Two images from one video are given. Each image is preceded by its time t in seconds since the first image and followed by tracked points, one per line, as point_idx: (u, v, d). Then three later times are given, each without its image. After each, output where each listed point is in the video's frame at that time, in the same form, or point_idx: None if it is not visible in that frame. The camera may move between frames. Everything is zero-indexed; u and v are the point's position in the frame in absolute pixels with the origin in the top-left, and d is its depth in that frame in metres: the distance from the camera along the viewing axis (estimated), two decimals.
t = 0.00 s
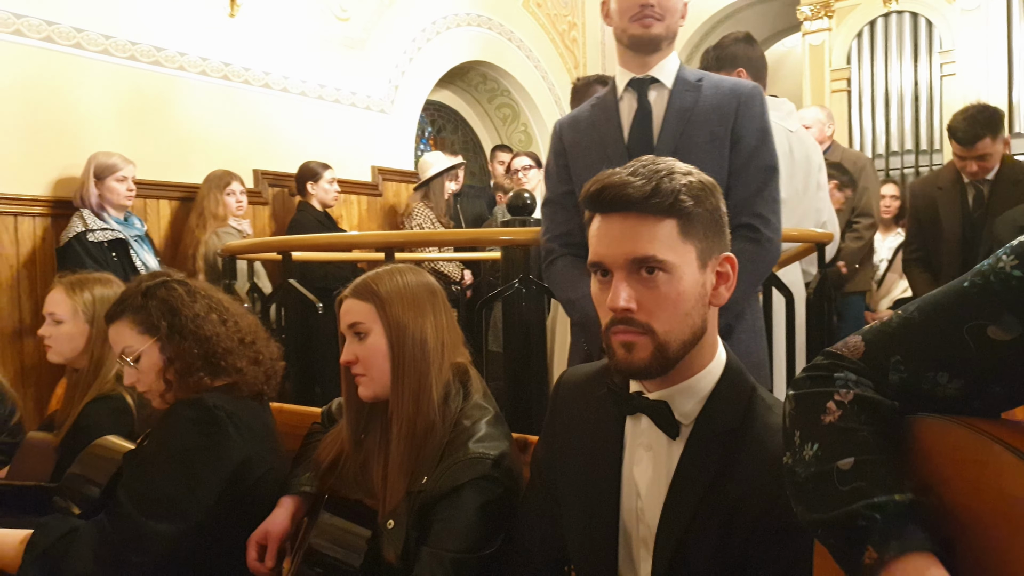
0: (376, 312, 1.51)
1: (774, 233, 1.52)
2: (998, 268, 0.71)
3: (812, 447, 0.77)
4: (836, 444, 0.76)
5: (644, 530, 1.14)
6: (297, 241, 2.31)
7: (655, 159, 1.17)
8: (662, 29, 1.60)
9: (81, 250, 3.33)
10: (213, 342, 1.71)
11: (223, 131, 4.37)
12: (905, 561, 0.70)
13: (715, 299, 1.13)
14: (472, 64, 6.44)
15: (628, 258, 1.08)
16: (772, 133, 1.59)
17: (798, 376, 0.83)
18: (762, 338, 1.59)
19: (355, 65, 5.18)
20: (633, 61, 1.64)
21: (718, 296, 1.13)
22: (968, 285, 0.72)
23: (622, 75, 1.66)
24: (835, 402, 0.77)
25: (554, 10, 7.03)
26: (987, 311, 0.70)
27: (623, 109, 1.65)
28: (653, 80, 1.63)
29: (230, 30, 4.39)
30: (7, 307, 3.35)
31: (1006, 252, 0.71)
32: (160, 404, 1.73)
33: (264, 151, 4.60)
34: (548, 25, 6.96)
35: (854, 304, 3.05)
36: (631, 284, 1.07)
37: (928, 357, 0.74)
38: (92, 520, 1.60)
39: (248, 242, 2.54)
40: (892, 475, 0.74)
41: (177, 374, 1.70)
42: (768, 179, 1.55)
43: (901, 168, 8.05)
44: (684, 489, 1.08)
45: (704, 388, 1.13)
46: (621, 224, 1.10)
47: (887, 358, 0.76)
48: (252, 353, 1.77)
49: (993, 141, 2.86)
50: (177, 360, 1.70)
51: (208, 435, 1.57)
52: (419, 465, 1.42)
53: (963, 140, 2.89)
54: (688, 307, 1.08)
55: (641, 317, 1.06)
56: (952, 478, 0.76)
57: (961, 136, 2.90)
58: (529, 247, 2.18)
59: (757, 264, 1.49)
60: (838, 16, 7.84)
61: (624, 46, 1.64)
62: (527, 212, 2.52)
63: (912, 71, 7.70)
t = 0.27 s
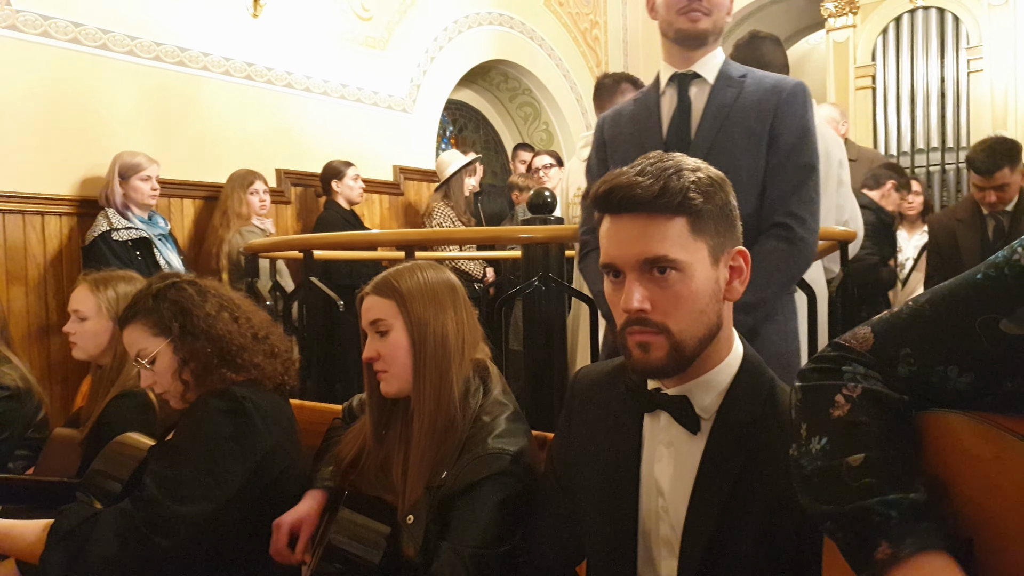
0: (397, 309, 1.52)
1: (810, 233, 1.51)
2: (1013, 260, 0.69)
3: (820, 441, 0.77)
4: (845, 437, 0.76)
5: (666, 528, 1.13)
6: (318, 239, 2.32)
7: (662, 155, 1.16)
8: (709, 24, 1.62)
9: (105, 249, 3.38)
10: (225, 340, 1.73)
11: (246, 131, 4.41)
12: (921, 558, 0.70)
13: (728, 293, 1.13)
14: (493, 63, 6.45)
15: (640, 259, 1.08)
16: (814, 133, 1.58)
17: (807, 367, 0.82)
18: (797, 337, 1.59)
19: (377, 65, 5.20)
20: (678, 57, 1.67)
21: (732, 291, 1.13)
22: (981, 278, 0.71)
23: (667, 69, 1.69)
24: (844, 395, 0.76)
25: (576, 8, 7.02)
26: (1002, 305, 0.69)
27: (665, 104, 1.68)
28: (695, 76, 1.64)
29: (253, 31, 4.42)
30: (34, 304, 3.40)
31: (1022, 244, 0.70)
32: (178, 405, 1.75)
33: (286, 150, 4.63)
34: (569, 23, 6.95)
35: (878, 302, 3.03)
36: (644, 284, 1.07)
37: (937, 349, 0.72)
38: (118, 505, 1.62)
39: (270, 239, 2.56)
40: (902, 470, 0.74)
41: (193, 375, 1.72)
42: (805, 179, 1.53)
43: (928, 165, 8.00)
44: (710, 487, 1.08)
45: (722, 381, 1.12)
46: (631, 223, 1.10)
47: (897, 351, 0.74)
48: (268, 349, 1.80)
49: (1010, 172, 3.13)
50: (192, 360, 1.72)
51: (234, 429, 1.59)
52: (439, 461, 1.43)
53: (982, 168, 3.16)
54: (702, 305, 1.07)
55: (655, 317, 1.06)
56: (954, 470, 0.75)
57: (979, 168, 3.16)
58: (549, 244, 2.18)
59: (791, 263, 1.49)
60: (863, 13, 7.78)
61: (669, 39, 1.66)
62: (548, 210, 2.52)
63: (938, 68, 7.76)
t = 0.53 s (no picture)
0: (410, 309, 1.51)
1: (844, 244, 1.50)
2: None
3: (834, 441, 0.75)
4: (859, 436, 0.74)
5: (682, 526, 1.12)
6: (330, 238, 2.32)
7: (670, 155, 1.14)
8: (751, 28, 1.61)
9: (121, 248, 3.41)
10: (235, 340, 1.73)
11: (261, 131, 4.43)
12: (934, 554, 0.68)
13: (742, 290, 1.11)
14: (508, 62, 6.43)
15: (653, 261, 1.06)
16: (852, 142, 1.56)
17: (818, 370, 0.81)
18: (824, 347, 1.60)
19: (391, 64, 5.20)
20: (718, 60, 1.67)
21: (745, 288, 1.11)
22: (992, 277, 0.70)
23: (706, 70, 1.70)
24: (857, 393, 0.74)
25: (591, 7, 6.99)
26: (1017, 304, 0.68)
27: (703, 107, 1.71)
28: (733, 79, 1.65)
29: (267, 31, 4.43)
30: (51, 303, 3.43)
31: None
32: (190, 403, 1.76)
33: (301, 150, 4.64)
34: (584, 22, 6.92)
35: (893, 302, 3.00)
36: (658, 287, 1.05)
37: (952, 349, 0.71)
38: (133, 495, 1.63)
39: (284, 238, 2.55)
40: (918, 467, 0.72)
41: (206, 374, 1.72)
42: (839, 188, 1.52)
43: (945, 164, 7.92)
44: (727, 486, 1.06)
45: (741, 378, 1.11)
46: (641, 227, 1.08)
47: (909, 352, 0.73)
48: (281, 349, 1.80)
49: None
50: (203, 359, 1.72)
51: (252, 424, 1.59)
52: (452, 458, 1.42)
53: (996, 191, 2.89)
54: (716, 305, 1.06)
55: (670, 318, 1.05)
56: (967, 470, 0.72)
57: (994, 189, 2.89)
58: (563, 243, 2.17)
59: (820, 274, 1.49)
60: (878, 12, 7.70)
61: (711, 43, 1.66)
62: (561, 209, 2.51)
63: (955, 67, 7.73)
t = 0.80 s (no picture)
0: (415, 307, 1.51)
1: (859, 244, 1.51)
2: None
3: (839, 435, 0.74)
4: (862, 430, 0.72)
5: (685, 523, 1.12)
6: (335, 237, 2.32)
7: (672, 154, 1.14)
8: (777, 28, 1.61)
9: (128, 248, 3.42)
10: (243, 339, 1.73)
11: (268, 130, 4.44)
12: (936, 547, 0.66)
13: (745, 288, 1.11)
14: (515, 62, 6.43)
15: (655, 260, 1.06)
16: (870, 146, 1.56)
17: (826, 366, 0.80)
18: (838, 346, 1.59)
19: (398, 64, 5.21)
20: (740, 59, 1.66)
21: (748, 286, 1.11)
22: (999, 273, 0.70)
23: (727, 69, 1.69)
24: (863, 387, 0.74)
25: (598, 6, 6.98)
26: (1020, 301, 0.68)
27: (723, 106, 1.70)
28: (754, 80, 1.65)
29: (274, 30, 4.44)
30: (59, 302, 3.45)
31: None
32: (196, 398, 1.77)
33: (308, 149, 4.65)
34: (591, 22, 6.91)
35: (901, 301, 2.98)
36: (660, 285, 1.05)
37: (956, 346, 0.71)
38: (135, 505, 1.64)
39: (290, 237, 2.56)
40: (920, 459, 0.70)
41: (214, 369, 1.73)
42: (857, 189, 1.51)
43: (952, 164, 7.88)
44: (732, 484, 1.06)
45: (745, 375, 1.11)
46: (641, 226, 1.08)
47: (915, 349, 0.73)
48: (289, 347, 1.80)
49: None
50: (211, 354, 1.73)
51: (257, 422, 1.59)
52: (457, 453, 1.42)
53: (999, 198, 2.84)
54: (717, 303, 1.06)
55: (673, 317, 1.04)
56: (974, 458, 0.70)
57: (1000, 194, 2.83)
58: (569, 242, 2.16)
59: (839, 275, 1.49)
60: (885, 11, 7.68)
61: (734, 42, 1.65)
62: (568, 208, 2.50)
63: (962, 66, 7.62)
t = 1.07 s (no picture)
0: (417, 304, 1.51)
1: (853, 241, 1.51)
2: None
3: (841, 428, 0.73)
4: (864, 420, 0.72)
5: (687, 520, 1.12)
6: (337, 237, 2.32)
7: (666, 155, 1.13)
8: (773, 31, 1.62)
9: (132, 247, 3.43)
10: (252, 337, 1.74)
11: (271, 130, 4.45)
12: (940, 531, 0.65)
13: (745, 290, 1.11)
14: (519, 61, 6.42)
15: (652, 270, 1.06)
16: (863, 146, 1.56)
17: (826, 364, 0.79)
18: (830, 341, 1.60)
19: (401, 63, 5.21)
20: (737, 62, 1.66)
21: (748, 288, 1.11)
22: (999, 269, 0.70)
23: (723, 73, 1.68)
24: (864, 381, 0.73)
25: (602, 6, 6.98)
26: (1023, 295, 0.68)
27: (719, 108, 1.70)
28: (750, 82, 1.64)
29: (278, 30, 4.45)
30: (63, 301, 3.46)
31: None
32: (201, 393, 1.76)
33: (312, 149, 4.65)
34: (595, 21, 6.91)
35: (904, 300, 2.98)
36: (658, 294, 1.05)
37: (957, 340, 0.71)
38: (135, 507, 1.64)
39: (293, 237, 2.56)
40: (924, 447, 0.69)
41: (220, 365, 1.73)
42: (851, 189, 1.52)
43: (955, 164, 7.87)
44: (734, 481, 1.06)
45: (748, 372, 1.11)
46: (638, 236, 1.07)
47: (915, 346, 0.72)
48: (296, 348, 1.80)
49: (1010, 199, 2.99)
50: (218, 350, 1.73)
51: (260, 425, 1.59)
52: (457, 449, 1.42)
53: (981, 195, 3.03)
54: (717, 307, 1.06)
55: (673, 325, 1.04)
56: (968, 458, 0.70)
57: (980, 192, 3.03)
58: (572, 241, 2.16)
59: (831, 270, 1.50)
60: (889, 9, 7.67)
61: (731, 45, 1.65)
62: (570, 207, 2.50)
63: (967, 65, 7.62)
